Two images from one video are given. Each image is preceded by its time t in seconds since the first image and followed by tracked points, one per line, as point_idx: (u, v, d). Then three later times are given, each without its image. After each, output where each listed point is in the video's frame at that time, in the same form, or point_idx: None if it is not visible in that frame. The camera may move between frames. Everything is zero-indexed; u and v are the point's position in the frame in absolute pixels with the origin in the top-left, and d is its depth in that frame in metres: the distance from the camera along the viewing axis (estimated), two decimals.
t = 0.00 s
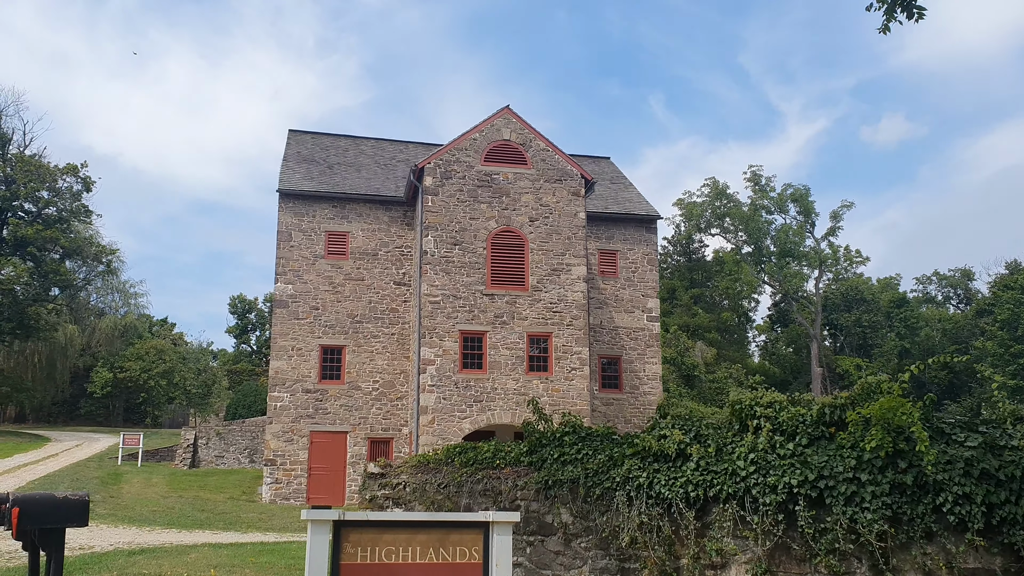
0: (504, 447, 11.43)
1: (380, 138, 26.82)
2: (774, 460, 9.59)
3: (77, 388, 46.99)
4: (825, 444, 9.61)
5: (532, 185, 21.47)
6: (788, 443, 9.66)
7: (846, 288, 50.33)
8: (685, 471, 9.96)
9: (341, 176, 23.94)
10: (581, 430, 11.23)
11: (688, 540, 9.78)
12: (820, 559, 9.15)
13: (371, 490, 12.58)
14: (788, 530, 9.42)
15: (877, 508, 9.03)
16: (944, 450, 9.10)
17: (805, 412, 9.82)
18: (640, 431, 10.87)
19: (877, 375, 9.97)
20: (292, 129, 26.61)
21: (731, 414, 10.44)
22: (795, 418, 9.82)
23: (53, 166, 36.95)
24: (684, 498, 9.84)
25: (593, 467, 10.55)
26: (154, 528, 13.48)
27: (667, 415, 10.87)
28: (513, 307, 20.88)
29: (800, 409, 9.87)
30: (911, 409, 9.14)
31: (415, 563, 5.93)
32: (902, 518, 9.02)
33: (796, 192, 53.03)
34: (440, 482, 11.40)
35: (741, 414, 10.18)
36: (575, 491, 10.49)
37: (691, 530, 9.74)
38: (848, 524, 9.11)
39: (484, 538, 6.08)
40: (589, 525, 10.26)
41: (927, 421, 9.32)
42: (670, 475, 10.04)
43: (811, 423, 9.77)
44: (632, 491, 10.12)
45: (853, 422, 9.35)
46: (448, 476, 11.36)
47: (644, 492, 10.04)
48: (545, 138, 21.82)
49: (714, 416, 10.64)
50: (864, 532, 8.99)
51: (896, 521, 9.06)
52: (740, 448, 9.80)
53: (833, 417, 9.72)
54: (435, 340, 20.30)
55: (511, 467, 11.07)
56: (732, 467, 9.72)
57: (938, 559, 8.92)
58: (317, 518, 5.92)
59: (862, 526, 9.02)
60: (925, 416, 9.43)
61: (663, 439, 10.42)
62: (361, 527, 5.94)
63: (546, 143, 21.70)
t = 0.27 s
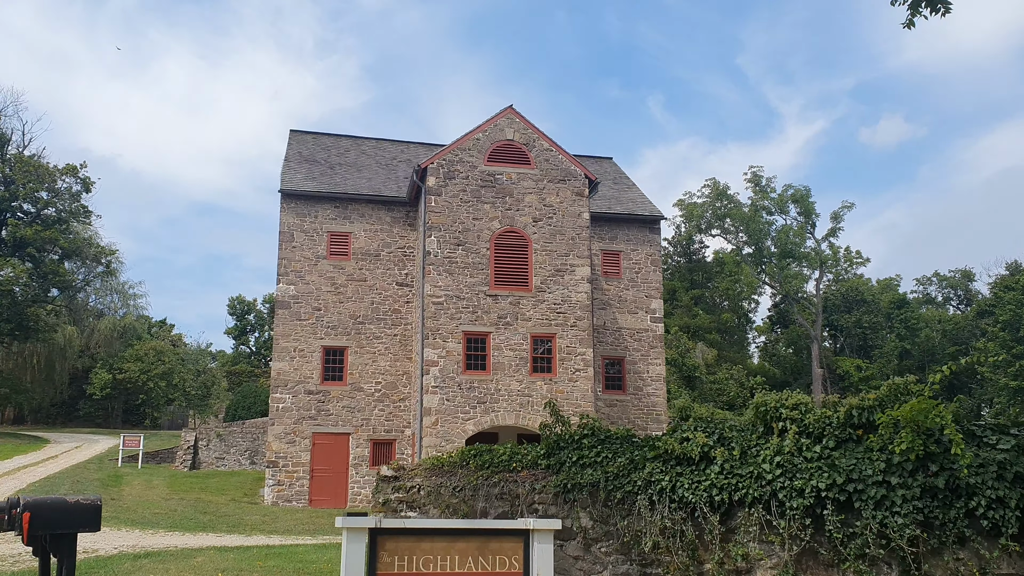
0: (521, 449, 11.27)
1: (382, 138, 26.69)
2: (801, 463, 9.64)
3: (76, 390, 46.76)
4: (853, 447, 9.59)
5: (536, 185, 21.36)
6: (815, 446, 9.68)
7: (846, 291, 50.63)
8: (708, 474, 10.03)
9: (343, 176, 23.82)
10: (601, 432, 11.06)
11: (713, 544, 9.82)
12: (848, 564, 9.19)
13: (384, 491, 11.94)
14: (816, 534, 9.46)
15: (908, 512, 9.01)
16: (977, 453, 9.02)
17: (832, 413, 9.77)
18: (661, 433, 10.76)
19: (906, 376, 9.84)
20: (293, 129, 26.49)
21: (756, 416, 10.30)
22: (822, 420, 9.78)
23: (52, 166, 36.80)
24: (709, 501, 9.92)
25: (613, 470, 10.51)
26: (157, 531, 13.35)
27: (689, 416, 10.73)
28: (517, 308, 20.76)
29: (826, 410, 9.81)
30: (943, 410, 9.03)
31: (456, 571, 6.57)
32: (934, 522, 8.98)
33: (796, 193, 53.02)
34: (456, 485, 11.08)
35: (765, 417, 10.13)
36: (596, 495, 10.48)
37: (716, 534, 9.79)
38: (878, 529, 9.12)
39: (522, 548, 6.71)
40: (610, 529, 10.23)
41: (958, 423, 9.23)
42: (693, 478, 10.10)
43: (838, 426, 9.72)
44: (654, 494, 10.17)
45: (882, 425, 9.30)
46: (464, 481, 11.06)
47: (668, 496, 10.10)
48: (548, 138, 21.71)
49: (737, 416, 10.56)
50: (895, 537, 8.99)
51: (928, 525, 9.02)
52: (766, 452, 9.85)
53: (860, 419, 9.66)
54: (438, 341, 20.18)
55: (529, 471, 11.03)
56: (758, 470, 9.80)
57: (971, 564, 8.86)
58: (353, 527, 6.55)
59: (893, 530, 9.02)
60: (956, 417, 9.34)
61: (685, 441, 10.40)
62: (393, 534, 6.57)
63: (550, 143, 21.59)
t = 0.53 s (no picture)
0: (540, 453, 11.73)
1: (387, 140, 26.62)
2: (831, 466, 10.08)
3: (79, 392, 46.64)
4: (884, 449, 9.98)
5: (543, 186, 21.28)
6: (845, 450, 10.10)
7: (850, 291, 50.41)
8: (738, 477, 10.42)
9: (348, 177, 23.75)
10: (623, 436, 11.50)
11: (743, 549, 10.13)
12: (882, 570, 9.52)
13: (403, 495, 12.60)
14: (847, 538, 9.84)
15: (943, 516, 9.34)
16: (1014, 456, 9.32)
17: (862, 417, 10.19)
18: (687, 437, 11.18)
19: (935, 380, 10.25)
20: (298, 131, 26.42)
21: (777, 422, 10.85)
22: (852, 424, 10.21)
23: (55, 168, 36.74)
24: (738, 505, 10.26)
25: (638, 474, 10.95)
26: (166, 535, 13.27)
27: (715, 420, 11.17)
28: (524, 310, 20.66)
29: (857, 414, 10.24)
30: (976, 411, 9.38)
31: None
32: (969, 526, 9.30)
33: (800, 194, 52.93)
34: (475, 490, 11.57)
35: (794, 421, 10.63)
36: (621, 498, 10.95)
37: (745, 538, 10.13)
38: (912, 533, 9.43)
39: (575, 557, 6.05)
40: (634, 534, 10.53)
41: (992, 425, 9.52)
42: (722, 482, 10.48)
43: (868, 428, 10.14)
44: (681, 498, 10.53)
45: (915, 428, 9.67)
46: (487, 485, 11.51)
47: (695, 500, 10.45)
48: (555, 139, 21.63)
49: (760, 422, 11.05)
50: (930, 541, 9.30)
51: (962, 530, 9.34)
52: (795, 455, 10.28)
53: (891, 423, 10.03)
54: (445, 343, 20.08)
55: (550, 475, 11.46)
56: (788, 473, 10.21)
57: (1008, 568, 9.13)
58: (395, 533, 5.95)
59: (928, 535, 9.34)
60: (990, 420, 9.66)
61: (712, 445, 10.81)
62: (439, 541, 6.01)
63: (557, 144, 21.51)
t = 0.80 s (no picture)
0: (566, 450, 10.84)
1: (396, 140, 26.55)
2: (869, 464, 9.49)
3: (87, 394, 46.68)
4: (924, 447, 9.37)
5: (554, 185, 21.19)
6: (883, 447, 9.49)
7: (858, 291, 50.25)
8: (772, 476, 9.85)
9: (358, 178, 23.69)
10: (653, 433, 10.78)
11: (778, 549, 9.66)
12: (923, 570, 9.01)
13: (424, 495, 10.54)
14: (887, 538, 9.32)
15: (988, 515, 8.73)
16: None
17: (900, 412, 9.55)
18: (718, 434, 10.56)
19: (978, 374, 9.55)
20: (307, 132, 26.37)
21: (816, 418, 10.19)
22: (890, 419, 9.58)
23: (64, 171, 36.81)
24: (772, 504, 9.74)
25: (669, 473, 10.36)
26: (180, 536, 13.20)
27: (746, 416, 10.50)
28: (535, 310, 20.56)
29: (894, 409, 9.60)
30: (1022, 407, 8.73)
31: None
32: (1015, 526, 8.71)
33: (808, 194, 52.76)
34: (502, 489, 10.46)
35: (829, 417, 10.03)
36: (651, 498, 10.35)
37: (780, 538, 9.64)
38: (955, 532, 8.86)
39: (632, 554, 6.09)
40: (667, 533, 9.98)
41: None
42: (755, 481, 9.92)
43: (906, 425, 9.51)
44: (714, 497, 9.99)
45: (956, 423, 9.03)
46: (513, 484, 10.51)
47: (728, 500, 9.90)
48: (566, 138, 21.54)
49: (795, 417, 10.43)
50: (974, 542, 8.72)
51: (1008, 529, 8.75)
52: (830, 453, 9.70)
53: (930, 418, 9.40)
54: (456, 343, 20.01)
55: (578, 474, 10.59)
56: (823, 472, 9.64)
57: None
58: (451, 532, 6.07)
59: (972, 535, 8.75)
60: None
61: (744, 443, 10.20)
62: (495, 540, 6.10)
63: (567, 144, 21.43)
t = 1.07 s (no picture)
0: (591, 453, 10.75)
1: (403, 141, 26.48)
2: (906, 465, 9.26)
3: (92, 397, 46.61)
4: (963, 449, 9.08)
5: (563, 186, 21.10)
6: (921, 449, 9.24)
7: (864, 292, 50.16)
8: (806, 478, 9.62)
9: (365, 179, 23.63)
10: (681, 434, 10.72)
11: (812, 552, 9.45)
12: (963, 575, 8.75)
13: (446, 497, 10.07)
14: (925, 541, 9.09)
15: None
16: None
17: (937, 413, 9.29)
18: (748, 435, 10.36)
19: (1017, 374, 9.20)
20: (314, 133, 26.33)
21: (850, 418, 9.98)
22: (927, 420, 9.32)
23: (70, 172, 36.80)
24: (806, 507, 9.52)
25: (699, 474, 10.23)
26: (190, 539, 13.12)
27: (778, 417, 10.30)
28: (544, 311, 20.47)
29: (932, 410, 9.33)
30: None
31: None
32: None
33: (814, 195, 52.65)
34: (525, 491, 10.24)
35: (864, 419, 9.78)
36: (681, 500, 10.27)
37: (814, 541, 9.43)
38: (998, 535, 8.58)
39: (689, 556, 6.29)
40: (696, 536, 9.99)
41: None
42: (788, 483, 9.70)
43: (944, 426, 9.23)
44: (745, 500, 9.82)
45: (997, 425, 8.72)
46: (537, 486, 10.32)
47: (761, 502, 9.70)
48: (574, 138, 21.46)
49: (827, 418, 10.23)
50: (1017, 545, 8.42)
51: None
52: (866, 455, 9.48)
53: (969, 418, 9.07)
54: (465, 344, 19.91)
55: (605, 476, 10.51)
56: (859, 473, 9.42)
57: None
58: (509, 538, 6.22)
59: (1015, 538, 8.45)
60: None
61: (776, 444, 9.99)
62: (552, 544, 6.25)
63: (576, 144, 21.35)
